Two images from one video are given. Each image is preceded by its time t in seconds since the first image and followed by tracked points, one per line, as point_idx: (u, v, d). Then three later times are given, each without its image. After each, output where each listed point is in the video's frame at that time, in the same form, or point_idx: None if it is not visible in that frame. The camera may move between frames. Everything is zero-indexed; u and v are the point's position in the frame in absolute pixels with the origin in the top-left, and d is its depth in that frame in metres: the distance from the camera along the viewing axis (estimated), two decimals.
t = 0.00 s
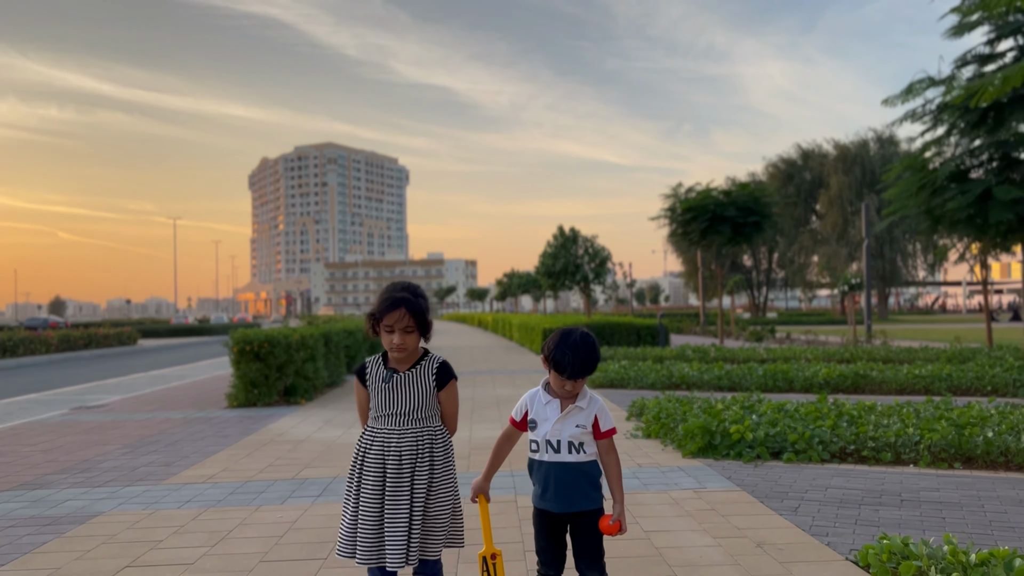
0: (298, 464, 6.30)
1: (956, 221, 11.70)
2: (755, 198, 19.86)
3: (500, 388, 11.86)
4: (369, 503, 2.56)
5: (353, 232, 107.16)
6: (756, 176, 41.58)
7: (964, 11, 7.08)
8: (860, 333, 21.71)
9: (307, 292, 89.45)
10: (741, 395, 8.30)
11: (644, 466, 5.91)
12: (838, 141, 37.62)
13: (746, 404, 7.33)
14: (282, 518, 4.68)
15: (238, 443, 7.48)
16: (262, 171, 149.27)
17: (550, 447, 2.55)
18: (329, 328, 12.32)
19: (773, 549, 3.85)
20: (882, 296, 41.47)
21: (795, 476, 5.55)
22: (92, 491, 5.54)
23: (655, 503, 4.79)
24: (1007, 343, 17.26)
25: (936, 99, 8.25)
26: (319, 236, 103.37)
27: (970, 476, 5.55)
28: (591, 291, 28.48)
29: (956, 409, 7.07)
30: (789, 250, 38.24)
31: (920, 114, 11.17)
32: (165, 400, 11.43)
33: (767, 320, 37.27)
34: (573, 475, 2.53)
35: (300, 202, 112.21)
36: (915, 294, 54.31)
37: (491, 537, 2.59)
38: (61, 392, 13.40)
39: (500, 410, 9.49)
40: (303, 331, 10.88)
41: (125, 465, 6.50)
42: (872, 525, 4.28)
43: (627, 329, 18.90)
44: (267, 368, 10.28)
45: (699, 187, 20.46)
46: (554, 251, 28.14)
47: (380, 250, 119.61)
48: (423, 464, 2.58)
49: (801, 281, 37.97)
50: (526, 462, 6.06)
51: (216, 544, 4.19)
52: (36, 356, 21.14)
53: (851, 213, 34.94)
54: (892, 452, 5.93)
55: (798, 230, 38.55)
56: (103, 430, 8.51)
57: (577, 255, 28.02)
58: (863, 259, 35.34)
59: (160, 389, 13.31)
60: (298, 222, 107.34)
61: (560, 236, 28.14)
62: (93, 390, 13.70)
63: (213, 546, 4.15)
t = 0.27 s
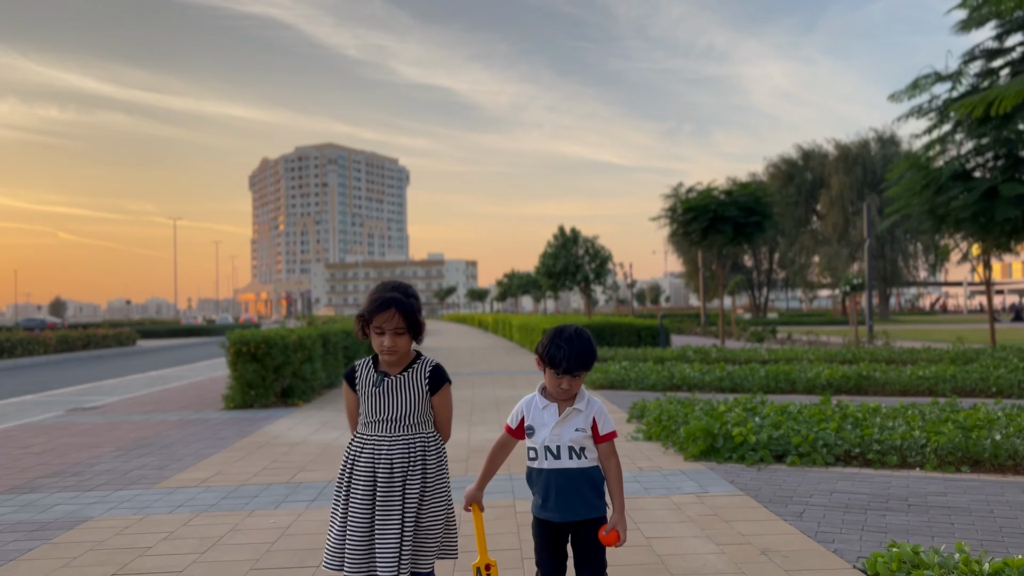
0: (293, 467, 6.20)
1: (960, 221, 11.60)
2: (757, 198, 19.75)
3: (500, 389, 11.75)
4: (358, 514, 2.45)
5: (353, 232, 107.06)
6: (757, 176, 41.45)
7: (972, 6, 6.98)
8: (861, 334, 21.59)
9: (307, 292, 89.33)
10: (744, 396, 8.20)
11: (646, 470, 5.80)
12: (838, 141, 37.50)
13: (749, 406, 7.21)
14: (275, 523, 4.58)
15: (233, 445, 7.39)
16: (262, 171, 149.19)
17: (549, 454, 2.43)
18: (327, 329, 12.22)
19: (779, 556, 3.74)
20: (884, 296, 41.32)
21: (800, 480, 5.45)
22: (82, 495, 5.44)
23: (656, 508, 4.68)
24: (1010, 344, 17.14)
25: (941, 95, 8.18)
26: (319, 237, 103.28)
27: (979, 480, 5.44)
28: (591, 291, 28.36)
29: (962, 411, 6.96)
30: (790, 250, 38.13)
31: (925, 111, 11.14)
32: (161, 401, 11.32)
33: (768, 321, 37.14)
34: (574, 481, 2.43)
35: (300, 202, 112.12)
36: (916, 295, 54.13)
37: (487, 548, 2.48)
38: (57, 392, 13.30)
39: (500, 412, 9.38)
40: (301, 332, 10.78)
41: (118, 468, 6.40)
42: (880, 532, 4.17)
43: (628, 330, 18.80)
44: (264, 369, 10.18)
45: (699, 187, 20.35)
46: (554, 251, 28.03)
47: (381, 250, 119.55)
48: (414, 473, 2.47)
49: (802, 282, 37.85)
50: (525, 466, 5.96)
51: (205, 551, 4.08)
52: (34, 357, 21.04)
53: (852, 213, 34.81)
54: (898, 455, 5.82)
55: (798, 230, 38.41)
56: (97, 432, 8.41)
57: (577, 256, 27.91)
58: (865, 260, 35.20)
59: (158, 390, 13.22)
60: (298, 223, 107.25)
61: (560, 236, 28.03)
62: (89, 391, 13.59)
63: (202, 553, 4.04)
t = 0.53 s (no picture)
0: (289, 468, 6.09)
1: (965, 218, 11.50)
2: (759, 195, 19.64)
3: (500, 388, 11.64)
4: (351, 519, 2.35)
5: (353, 231, 106.95)
6: (758, 174, 41.33)
7: None
8: (863, 333, 21.49)
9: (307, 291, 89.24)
10: (746, 395, 8.09)
11: (648, 470, 5.70)
12: (839, 139, 37.34)
13: (752, 404, 7.11)
14: (270, 525, 4.47)
15: (229, 445, 7.29)
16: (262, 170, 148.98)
17: (552, 458, 2.33)
18: (325, 327, 12.11)
19: (786, 560, 3.64)
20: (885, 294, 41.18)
21: (805, 481, 5.34)
22: (73, 497, 5.33)
23: (659, 509, 4.58)
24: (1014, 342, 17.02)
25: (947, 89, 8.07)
26: (319, 236, 103.20)
27: (987, 480, 5.33)
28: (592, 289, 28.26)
29: (969, 410, 6.84)
30: (791, 249, 38.00)
31: (931, 104, 11.06)
32: (158, 400, 11.23)
33: (769, 319, 37.04)
34: (578, 485, 2.32)
35: (301, 201, 111.95)
36: (917, 293, 53.97)
37: (487, 553, 2.38)
38: (54, 391, 13.20)
39: (500, 411, 9.27)
40: (298, 330, 10.68)
41: (110, 468, 6.30)
42: (889, 534, 4.06)
43: (629, 328, 18.71)
44: (262, 368, 10.08)
45: (700, 184, 20.24)
46: (555, 249, 27.92)
47: (381, 249, 119.42)
48: (409, 475, 2.38)
49: (802, 280, 37.81)
50: (524, 466, 5.86)
51: (197, 554, 3.98)
52: (32, 355, 20.94)
53: (853, 211, 34.67)
54: (905, 454, 5.71)
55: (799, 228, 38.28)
56: (92, 431, 8.32)
57: (577, 254, 27.79)
58: (866, 258, 35.08)
59: (155, 389, 13.11)
60: (298, 221, 107.17)
61: (560, 234, 27.91)
62: (85, 390, 13.49)
63: (193, 557, 3.93)
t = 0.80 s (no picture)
0: (288, 467, 5.98)
1: (972, 212, 11.35)
2: (762, 190, 19.50)
3: (501, 385, 11.53)
4: (346, 527, 2.21)
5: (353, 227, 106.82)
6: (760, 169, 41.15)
7: None
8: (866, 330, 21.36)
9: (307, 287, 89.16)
10: (752, 392, 7.97)
11: (654, 469, 5.58)
12: (841, 135, 37.14)
13: (758, 402, 6.98)
14: (267, 527, 4.36)
15: (228, 443, 7.18)
16: (262, 166, 148.66)
17: (562, 462, 2.21)
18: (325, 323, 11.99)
19: (799, 564, 3.52)
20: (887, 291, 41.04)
21: (815, 480, 5.22)
22: (67, 496, 5.22)
23: (667, 510, 4.46)
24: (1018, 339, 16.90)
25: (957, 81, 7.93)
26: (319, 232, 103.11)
27: (1001, 480, 5.21)
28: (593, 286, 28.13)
29: (980, 408, 6.72)
30: (792, 245, 37.86)
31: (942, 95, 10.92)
32: (156, 397, 11.12)
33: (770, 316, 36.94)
34: (588, 491, 2.20)
35: (301, 197, 111.75)
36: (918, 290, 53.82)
37: (492, 562, 2.26)
38: (51, 388, 13.09)
39: (501, 408, 9.14)
40: (298, 327, 10.55)
41: (106, 467, 6.19)
42: (905, 536, 3.94)
43: (631, 324, 18.60)
44: (260, 365, 9.96)
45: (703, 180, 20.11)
46: (556, 245, 27.79)
47: (381, 245, 119.26)
48: (409, 479, 2.25)
49: (803, 277, 37.70)
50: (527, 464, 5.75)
51: (191, 557, 3.86)
52: (30, 352, 20.84)
53: (855, 207, 34.54)
54: (917, 453, 5.59)
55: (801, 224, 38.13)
56: (88, 429, 8.21)
57: (579, 249, 27.66)
58: (868, 254, 34.95)
59: (153, 386, 12.99)
60: (299, 218, 107.05)
61: (562, 229, 27.78)
62: (84, 387, 13.38)
63: (187, 560, 3.81)
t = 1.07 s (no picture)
0: (287, 465, 5.87)
1: (980, 205, 11.20)
2: (765, 184, 19.35)
3: (503, 381, 11.42)
4: (346, 534, 2.09)
5: (354, 223, 106.66)
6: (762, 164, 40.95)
7: None
8: (870, 326, 21.24)
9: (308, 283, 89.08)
10: (758, 388, 7.85)
11: (661, 468, 5.47)
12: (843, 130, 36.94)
13: (766, 399, 6.86)
14: (265, 527, 4.25)
15: (226, 440, 7.07)
16: (262, 161, 148.35)
17: (576, 466, 2.09)
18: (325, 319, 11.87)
19: (815, 568, 3.41)
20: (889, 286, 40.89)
21: (826, 479, 5.11)
22: (62, 496, 5.12)
23: (675, 510, 4.35)
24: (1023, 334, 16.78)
25: (967, 73, 7.80)
26: (319, 227, 102.97)
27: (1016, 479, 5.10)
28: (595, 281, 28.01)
29: (991, 404, 6.59)
30: (794, 240, 37.71)
31: (952, 87, 10.75)
32: (155, 394, 11.01)
33: (772, 311, 36.84)
34: (602, 497, 2.08)
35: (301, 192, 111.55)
36: (920, 285, 53.65)
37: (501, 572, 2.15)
38: (50, 384, 12.99)
39: (504, 404, 9.04)
40: (297, 322, 10.43)
41: (102, 465, 6.09)
42: (921, 539, 3.82)
43: (633, 320, 18.49)
44: (260, 361, 9.85)
45: (706, 174, 19.96)
46: (558, 240, 27.65)
47: (381, 241, 119.12)
48: (411, 483, 2.13)
49: (805, 272, 37.56)
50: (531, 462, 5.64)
51: (187, 559, 3.76)
52: (30, 348, 20.74)
53: (858, 202, 34.38)
54: (929, 452, 5.47)
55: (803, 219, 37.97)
56: (85, 426, 8.10)
57: (580, 244, 27.51)
58: (870, 249, 34.81)
59: (152, 382, 12.89)
60: (299, 213, 106.88)
61: (563, 225, 27.63)
62: (83, 383, 13.27)
63: (183, 563, 3.70)
